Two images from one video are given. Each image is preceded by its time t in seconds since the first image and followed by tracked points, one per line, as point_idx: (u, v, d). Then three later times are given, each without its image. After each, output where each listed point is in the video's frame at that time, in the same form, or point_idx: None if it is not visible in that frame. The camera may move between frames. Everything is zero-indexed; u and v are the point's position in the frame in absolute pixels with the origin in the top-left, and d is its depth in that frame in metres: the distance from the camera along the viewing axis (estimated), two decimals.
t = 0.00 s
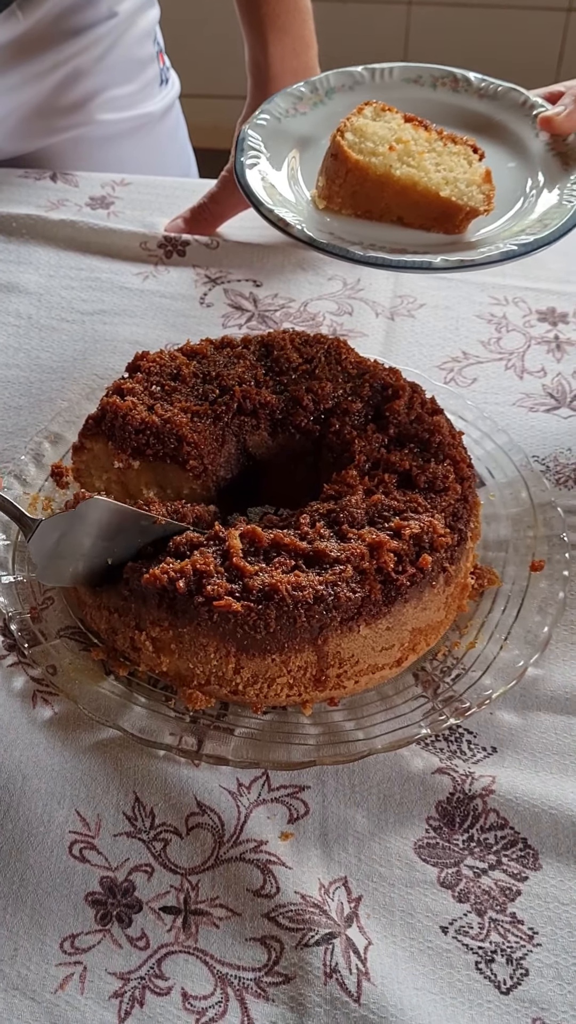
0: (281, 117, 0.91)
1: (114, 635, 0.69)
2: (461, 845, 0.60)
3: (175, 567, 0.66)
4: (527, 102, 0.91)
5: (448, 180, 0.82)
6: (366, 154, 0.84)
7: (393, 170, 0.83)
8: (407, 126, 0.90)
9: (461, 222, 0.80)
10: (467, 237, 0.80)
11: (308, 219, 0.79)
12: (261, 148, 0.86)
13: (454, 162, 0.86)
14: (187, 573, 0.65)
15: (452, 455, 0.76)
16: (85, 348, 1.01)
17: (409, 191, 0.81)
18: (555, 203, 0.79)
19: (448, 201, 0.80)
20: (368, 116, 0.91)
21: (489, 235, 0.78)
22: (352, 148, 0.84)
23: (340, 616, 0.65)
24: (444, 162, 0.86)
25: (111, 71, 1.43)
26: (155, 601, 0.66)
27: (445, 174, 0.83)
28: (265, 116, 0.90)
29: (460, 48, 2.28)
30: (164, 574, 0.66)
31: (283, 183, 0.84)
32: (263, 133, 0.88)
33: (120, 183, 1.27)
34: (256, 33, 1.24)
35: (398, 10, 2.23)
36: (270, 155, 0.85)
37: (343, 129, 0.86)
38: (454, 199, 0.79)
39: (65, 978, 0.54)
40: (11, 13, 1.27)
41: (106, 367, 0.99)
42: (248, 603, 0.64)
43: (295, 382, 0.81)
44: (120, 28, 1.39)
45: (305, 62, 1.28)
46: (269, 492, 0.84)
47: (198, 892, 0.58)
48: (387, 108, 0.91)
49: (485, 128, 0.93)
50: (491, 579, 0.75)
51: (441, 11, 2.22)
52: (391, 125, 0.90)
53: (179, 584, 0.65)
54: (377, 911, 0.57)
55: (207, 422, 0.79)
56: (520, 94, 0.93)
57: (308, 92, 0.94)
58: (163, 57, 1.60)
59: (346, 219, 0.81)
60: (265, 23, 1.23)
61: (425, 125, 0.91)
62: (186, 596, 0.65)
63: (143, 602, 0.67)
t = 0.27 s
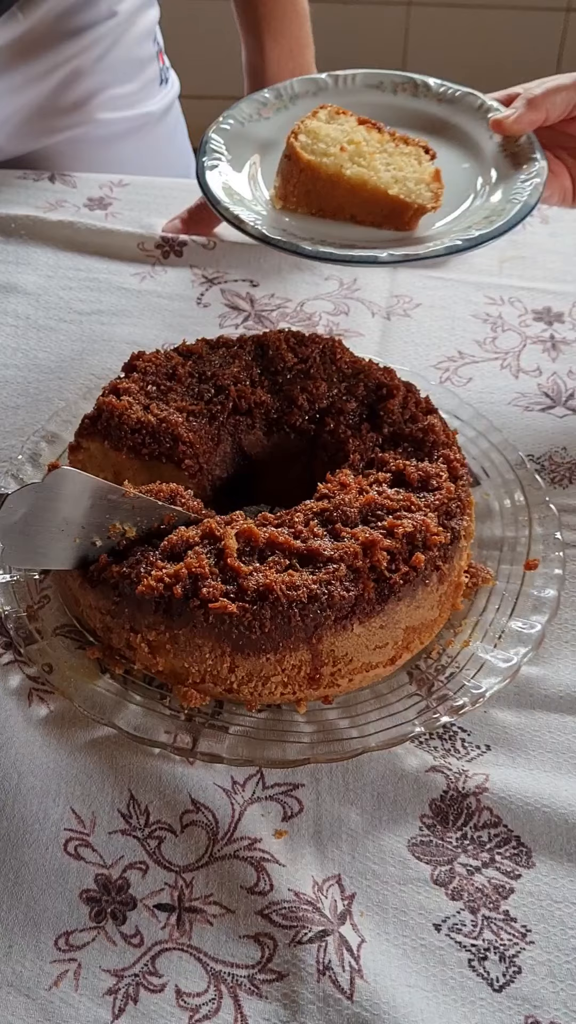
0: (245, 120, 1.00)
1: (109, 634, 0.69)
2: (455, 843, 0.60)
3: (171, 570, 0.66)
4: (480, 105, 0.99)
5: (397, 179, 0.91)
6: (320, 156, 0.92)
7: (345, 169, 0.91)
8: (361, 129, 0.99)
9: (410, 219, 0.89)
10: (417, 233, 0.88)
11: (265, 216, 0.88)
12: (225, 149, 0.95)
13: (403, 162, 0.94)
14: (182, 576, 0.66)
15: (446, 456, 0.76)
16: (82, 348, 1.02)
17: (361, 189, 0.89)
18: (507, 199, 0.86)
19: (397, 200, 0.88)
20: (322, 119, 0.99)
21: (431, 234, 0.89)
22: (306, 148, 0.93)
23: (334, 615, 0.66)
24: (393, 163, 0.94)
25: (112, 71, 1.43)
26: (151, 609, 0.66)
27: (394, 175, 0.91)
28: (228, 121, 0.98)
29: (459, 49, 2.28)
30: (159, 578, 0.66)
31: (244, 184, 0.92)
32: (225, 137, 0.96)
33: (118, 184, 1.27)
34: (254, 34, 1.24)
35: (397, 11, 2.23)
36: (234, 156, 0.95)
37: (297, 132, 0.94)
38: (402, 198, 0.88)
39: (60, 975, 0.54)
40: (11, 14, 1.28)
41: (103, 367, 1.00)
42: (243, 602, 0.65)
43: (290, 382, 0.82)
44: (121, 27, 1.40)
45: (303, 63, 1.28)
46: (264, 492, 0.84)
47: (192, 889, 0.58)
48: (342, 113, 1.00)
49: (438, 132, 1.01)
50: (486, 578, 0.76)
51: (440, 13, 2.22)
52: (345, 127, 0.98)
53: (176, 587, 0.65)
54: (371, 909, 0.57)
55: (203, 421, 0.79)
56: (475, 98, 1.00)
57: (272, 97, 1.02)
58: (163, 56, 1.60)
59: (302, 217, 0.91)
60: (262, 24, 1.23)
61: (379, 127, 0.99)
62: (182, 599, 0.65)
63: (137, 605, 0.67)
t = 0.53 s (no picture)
0: (200, 124, 1.04)
1: (109, 631, 0.70)
2: (453, 839, 0.61)
3: (170, 568, 0.67)
4: (427, 113, 1.05)
5: (347, 179, 0.94)
6: (272, 155, 0.95)
7: (296, 170, 0.94)
8: (311, 132, 1.02)
9: (357, 219, 0.93)
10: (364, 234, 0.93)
11: (215, 216, 0.91)
12: (180, 151, 0.99)
13: (353, 165, 0.97)
14: (182, 574, 0.66)
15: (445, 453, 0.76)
16: (82, 347, 1.02)
17: (309, 189, 0.93)
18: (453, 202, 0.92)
19: (346, 200, 0.92)
20: (273, 121, 1.02)
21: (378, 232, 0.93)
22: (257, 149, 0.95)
23: (333, 613, 0.66)
24: (343, 163, 0.98)
25: (114, 70, 1.44)
26: (151, 603, 0.67)
27: (343, 175, 0.95)
28: (184, 125, 1.02)
29: (458, 49, 2.29)
30: (159, 574, 0.66)
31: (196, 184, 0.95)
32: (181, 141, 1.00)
33: (118, 183, 1.27)
34: (254, 35, 1.25)
35: (397, 11, 2.23)
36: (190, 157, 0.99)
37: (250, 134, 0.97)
38: (350, 198, 0.92)
39: (60, 971, 0.54)
40: (12, 14, 1.28)
41: (102, 366, 1.00)
42: (242, 600, 0.65)
43: (289, 381, 0.82)
44: (123, 26, 1.41)
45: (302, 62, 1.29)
46: (264, 490, 0.84)
47: (192, 886, 0.58)
48: (292, 116, 1.03)
49: (387, 136, 1.06)
50: (484, 575, 0.76)
51: (440, 12, 2.23)
52: (295, 131, 1.01)
53: (175, 585, 0.65)
54: (369, 905, 0.57)
55: (202, 420, 0.79)
56: (423, 105, 1.06)
57: (226, 101, 1.06)
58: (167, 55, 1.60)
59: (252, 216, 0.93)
60: (260, 23, 1.23)
61: (328, 132, 1.02)
62: (182, 596, 0.66)
63: (138, 601, 0.67)
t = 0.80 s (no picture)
0: (119, 154, 1.07)
1: (106, 623, 0.70)
2: (448, 836, 0.61)
3: (166, 561, 0.66)
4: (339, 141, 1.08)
5: (243, 199, 0.97)
6: (170, 177, 0.99)
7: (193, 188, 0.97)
8: (214, 156, 1.06)
9: (254, 236, 0.96)
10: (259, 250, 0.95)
11: (121, 237, 0.95)
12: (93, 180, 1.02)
13: (249, 184, 1.01)
14: (177, 567, 0.66)
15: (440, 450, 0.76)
16: (77, 345, 1.02)
17: (206, 209, 0.96)
18: (349, 220, 0.96)
19: (242, 218, 0.95)
20: (175, 148, 1.06)
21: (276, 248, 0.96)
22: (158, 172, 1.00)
23: (328, 610, 0.66)
24: (240, 186, 1.01)
25: (115, 69, 1.44)
26: (146, 597, 0.67)
27: (241, 195, 0.98)
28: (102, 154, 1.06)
29: (457, 47, 2.29)
30: (154, 568, 0.66)
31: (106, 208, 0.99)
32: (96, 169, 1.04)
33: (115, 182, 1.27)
34: (251, 33, 1.25)
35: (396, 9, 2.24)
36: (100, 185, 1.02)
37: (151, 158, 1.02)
38: (246, 214, 0.95)
39: (54, 968, 0.54)
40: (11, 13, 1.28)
41: (98, 364, 1.00)
42: (237, 596, 0.65)
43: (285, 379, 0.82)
44: (124, 25, 1.41)
45: (299, 58, 1.27)
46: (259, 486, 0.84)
47: (186, 883, 0.58)
48: (198, 141, 1.07)
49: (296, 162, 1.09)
50: (479, 572, 0.76)
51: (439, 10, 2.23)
52: (198, 155, 1.05)
53: (170, 578, 0.65)
54: (364, 901, 0.57)
55: (197, 418, 0.79)
56: (338, 132, 1.09)
57: (147, 132, 1.10)
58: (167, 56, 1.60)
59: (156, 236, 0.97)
60: (258, 20, 1.23)
61: (232, 156, 1.06)
62: (176, 590, 0.66)
63: (134, 594, 0.67)
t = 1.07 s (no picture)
0: (50, 177, 1.03)
1: (107, 624, 0.70)
2: (450, 835, 0.61)
3: (167, 563, 0.66)
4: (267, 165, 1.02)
5: (155, 234, 0.92)
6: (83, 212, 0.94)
7: (108, 221, 0.93)
8: (133, 184, 1.01)
9: (167, 271, 0.91)
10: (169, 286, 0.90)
11: (39, 270, 0.91)
12: (23, 208, 0.99)
13: (166, 216, 0.96)
14: (178, 569, 0.66)
15: (441, 450, 0.76)
16: (79, 344, 1.02)
17: (118, 243, 0.91)
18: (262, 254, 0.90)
19: (152, 253, 0.90)
20: (97, 178, 1.01)
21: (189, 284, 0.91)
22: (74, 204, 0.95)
23: (329, 610, 0.66)
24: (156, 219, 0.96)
25: (119, 70, 1.44)
26: (147, 599, 0.66)
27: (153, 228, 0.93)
28: (31, 177, 1.02)
29: (458, 46, 2.29)
30: (155, 570, 0.66)
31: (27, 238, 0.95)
32: (24, 193, 1.00)
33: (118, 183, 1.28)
34: (250, 32, 1.24)
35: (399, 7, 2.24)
36: (32, 213, 0.98)
37: (67, 188, 0.98)
38: (155, 251, 0.90)
39: (56, 969, 0.54)
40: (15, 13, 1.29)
41: (99, 363, 1.00)
42: (238, 597, 0.65)
43: (285, 379, 0.82)
44: (127, 25, 1.41)
45: (298, 57, 1.27)
46: (262, 484, 0.84)
47: (188, 883, 0.58)
48: (117, 170, 1.02)
49: (224, 183, 1.04)
50: (481, 571, 0.76)
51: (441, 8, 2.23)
52: (116, 184, 1.00)
53: (171, 580, 0.65)
54: (366, 901, 0.57)
55: (197, 417, 0.79)
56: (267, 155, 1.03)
57: (82, 153, 1.05)
58: (170, 57, 1.59)
59: (75, 268, 0.93)
60: (257, 19, 1.23)
61: (151, 184, 1.01)
62: (178, 591, 0.66)
63: (134, 596, 0.67)
